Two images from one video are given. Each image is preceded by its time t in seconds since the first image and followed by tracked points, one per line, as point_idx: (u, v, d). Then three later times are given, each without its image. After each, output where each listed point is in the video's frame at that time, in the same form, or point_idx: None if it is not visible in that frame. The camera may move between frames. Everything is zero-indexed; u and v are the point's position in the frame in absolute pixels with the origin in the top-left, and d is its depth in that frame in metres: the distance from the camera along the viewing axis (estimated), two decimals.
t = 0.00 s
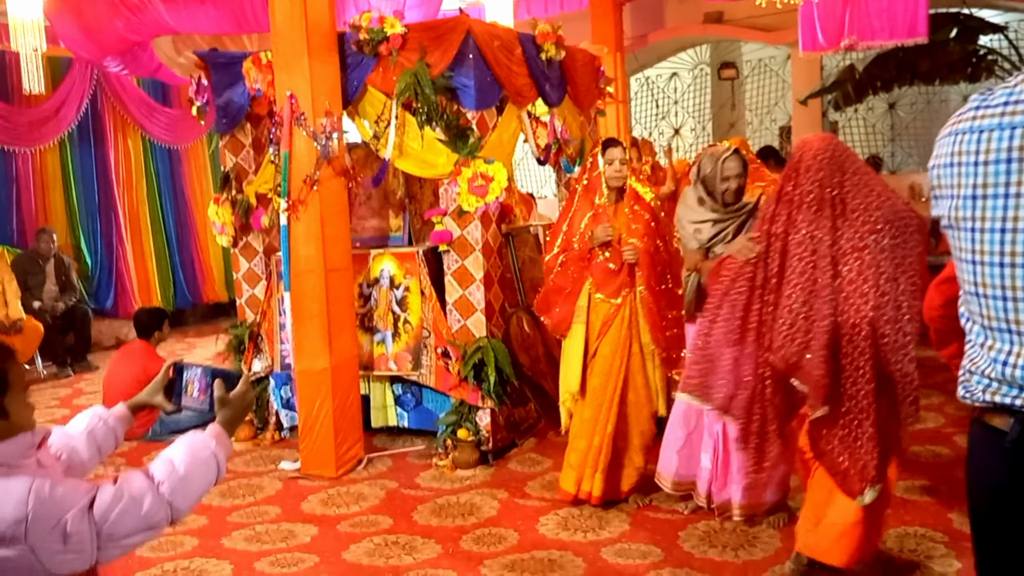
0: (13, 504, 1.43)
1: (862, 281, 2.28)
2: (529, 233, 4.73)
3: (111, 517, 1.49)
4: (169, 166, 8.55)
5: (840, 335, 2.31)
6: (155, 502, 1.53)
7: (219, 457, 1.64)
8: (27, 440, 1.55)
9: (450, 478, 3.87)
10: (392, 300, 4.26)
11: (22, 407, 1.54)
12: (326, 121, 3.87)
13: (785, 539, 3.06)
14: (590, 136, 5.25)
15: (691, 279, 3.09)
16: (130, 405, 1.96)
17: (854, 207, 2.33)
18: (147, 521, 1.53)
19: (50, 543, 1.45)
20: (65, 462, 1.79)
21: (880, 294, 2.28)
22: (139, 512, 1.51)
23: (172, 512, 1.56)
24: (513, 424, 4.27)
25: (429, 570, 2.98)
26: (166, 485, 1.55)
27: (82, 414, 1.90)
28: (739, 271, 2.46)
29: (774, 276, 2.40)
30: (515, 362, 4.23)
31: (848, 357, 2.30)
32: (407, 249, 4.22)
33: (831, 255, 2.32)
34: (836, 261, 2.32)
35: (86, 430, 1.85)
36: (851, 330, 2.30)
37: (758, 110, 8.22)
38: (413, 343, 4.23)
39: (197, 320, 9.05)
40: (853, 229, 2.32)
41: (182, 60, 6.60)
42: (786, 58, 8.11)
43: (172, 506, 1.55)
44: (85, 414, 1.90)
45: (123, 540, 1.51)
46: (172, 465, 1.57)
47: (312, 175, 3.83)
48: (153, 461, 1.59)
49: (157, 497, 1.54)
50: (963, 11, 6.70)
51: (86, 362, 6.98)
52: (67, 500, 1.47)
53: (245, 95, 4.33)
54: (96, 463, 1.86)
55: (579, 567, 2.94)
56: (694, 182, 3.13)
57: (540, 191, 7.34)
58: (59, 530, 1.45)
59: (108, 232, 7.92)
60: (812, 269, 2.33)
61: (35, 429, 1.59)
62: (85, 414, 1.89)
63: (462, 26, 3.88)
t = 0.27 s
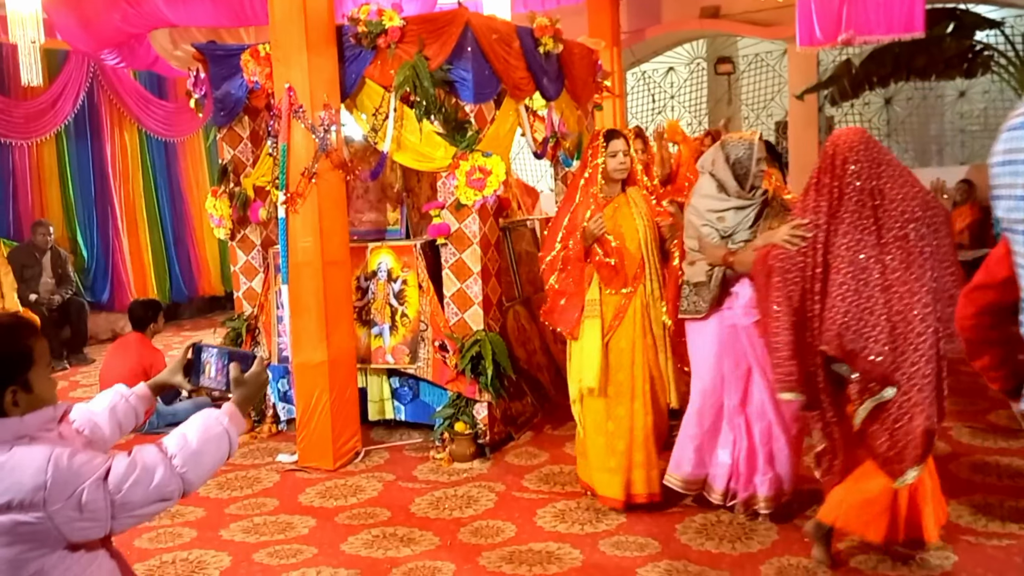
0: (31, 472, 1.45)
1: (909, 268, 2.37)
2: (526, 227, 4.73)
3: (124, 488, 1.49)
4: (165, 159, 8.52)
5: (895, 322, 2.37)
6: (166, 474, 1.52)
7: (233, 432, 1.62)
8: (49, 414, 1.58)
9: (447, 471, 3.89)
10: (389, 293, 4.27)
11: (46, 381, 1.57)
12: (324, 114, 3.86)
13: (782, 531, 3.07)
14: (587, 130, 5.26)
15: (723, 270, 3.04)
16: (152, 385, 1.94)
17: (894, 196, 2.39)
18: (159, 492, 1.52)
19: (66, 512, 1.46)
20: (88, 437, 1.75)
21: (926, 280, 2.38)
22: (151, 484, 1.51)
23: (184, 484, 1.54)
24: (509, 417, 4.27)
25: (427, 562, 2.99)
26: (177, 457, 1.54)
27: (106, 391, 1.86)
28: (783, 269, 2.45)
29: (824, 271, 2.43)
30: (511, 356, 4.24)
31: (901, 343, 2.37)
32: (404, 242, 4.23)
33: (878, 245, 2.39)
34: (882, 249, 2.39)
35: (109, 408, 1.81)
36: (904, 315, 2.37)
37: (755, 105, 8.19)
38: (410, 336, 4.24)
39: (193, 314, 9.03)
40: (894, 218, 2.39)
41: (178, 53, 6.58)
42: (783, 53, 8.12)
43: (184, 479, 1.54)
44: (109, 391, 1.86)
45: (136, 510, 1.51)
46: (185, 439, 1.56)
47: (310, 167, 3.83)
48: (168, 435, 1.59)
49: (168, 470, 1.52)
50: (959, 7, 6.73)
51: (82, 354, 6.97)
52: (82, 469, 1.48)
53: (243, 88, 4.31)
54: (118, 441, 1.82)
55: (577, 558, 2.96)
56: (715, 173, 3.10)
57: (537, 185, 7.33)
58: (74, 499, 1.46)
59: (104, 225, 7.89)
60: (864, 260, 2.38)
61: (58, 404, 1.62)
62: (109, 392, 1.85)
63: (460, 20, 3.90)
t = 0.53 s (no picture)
0: (48, 455, 1.46)
1: (933, 254, 2.59)
2: (520, 227, 4.74)
3: (138, 472, 1.50)
4: (155, 158, 8.48)
5: (928, 305, 2.58)
6: (180, 459, 1.53)
7: (243, 420, 1.64)
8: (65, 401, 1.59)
9: (441, 470, 3.89)
10: (383, 292, 4.26)
11: (62, 369, 1.58)
12: (319, 113, 3.85)
13: (775, 530, 3.09)
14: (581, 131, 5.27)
15: (745, 269, 3.10)
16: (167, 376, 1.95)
17: (914, 187, 2.60)
18: (172, 477, 1.52)
19: (82, 494, 1.47)
20: (103, 426, 1.76)
21: (947, 262, 2.60)
22: (165, 468, 1.51)
23: (196, 470, 1.55)
24: (503, 417, 4.27)
25: (422, 561, 2.99)
26: (190, 443, 1.55)
27: (119, 382, 1.87)
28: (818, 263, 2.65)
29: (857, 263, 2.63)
30: (505, 356, 4.24)
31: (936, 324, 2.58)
32: (399, 241, 4.22)
33: (905, 235, 2.60)
34: (908, 237, 2.60)
35: (124, 397, 1.83)
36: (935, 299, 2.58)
37: (746, 107, 8.16)
38: (404, 335, 4.23)
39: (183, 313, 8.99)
40: (916, 209, 2.60)
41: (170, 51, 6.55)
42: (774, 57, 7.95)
43: (196, 464, 1.55)
44: (125, 381, 1.88)
45: (150, 494, 1.51)
46: (197, 426, 1.57)
47: (305, 166, 3.82)
48: (181, 421, 1.60)
49: (182, 456, 1.54)
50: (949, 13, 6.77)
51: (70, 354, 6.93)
52: (98, 453, 1.49)
53: (236, 87, 4.29)
54: (132, 431, 1.84)
55: (571, 558, 2.96)
56: (721, 174, 3.11)
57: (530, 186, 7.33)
58: (89, 482, 1.47)
59: (93, 223, 7.86)
60: (894, 251, 2.59)
61: (75, 392, 1.63)
62: (124, 382, 1.86)
63: (455, 20, 3.88)
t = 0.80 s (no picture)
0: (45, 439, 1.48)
1: (938, 254, 2.74)
2: (500, 225, 4.75)
3: (132, 456, 1.51)
4: (131, 153, 8.40)
5: (934, 302, 2.73)
6: (173, 443, 1.54)
7: (236, 406, 1.64)
8: (63, 387, 1.61)
9: (420, 467, 3.89)
10: (363, 289, 4.25)
11: (59, 356, 1.60)
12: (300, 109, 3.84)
13: (752, 526, 3.12)
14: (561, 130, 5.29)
15: (756, 264, 3.24)
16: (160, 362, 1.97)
17: (921, 191, 2.74)
18: (165, 461, 1.53)
19: (77, 478, 1.50)
20: (99, 412, 1.81)
21: (950, 261, 2.76)
22: (158, 452, 1.53)
23: (189, 454, 1.56)
24: (482, 414, 4.27)
25: (402, 557, 2.99)
26: (183, 427, 1.56)
27: (116, 368, 1.91)
28: (834, 263, 2.73)
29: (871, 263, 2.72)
30: (485, 353, 4.25)
31: (940, 321, 2.74)
32: (379, 238, 4.21)
33: (915, 235, 2.73)
34: (917, 238, 2.73)
35: (119, 385, 1.86)
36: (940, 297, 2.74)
37: (723, 109, 8.24)
38: (384, 332, 4.23)
39: (157, 309, 8.92)
40: (924, 211, 2.74)
41: (147, 44, 6.50)
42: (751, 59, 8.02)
43: (190, 448, 1.56)
44: (120, 368, 1.91)
45: (144, 477, 1.53)
46: (190, 411, 1.58)
47: (285, 162, 3.80)
48: (174, 406, 1.61)
49: (175, 440, 1.54)
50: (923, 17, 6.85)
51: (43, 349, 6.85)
52: (93, 437, 1.51)
53: (216, 81, 4.26)
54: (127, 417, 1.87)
55: (551, 553, 2.98)
56: (730, 174, 3.19)
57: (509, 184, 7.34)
58: (84, 465, 1.49)
59: (67, 218, 7.77)
60: (906, 251, 2.71)
61: (72, 378, 1.65)
62: (120, 368, 1.90)
63: (437, 17, 3.88)
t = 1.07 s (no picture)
0: (21, 425, 1.51)
1: (940, 251, 2.81)
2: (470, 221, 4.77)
3: (109, 442, 1.55)
4: (96, 146, 8.28)
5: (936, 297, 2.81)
6: (150, 430, 1.59)
7: (210, 395, 1.69)
8: (38, 374, 1.62)
9: (389, 464, 3.88)
10: (332, 285, 4.23)
11: (32, 344, 1.61)
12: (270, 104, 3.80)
13: (719, 522, 3.16)
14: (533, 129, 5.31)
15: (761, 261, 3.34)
16: (133, 355, 2.00)
17: (927, 190, 2.81)
18: (142, 449, 1.58)
19: (53, 463, 1.53)
20: (72, 402, 1.84)
21: (950, 257, 2.83)
22: (135, 439, 1.57)
23: (165, 442, 1.61)
24: (450, 411, 4.27)
25: (372, 553, 2.99)
26: (159, 415, 1.61)
27: (89, 360, 1.95)
28: (838, 259, 2.82)
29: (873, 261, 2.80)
30: (456, 351, 4.25)
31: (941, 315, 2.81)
32: (349, 234, 4.20)
33: (917, 233, 2.80)
34: (919, 235, 2.80)
35: (92, 377, 1.90)
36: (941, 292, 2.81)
37: (691, 111, 8.30)
38: (354, 329, 4.21)
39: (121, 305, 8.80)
40: (929, 209, 2.81)
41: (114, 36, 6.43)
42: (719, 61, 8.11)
43: (165, 436, 1.61)
44: (92, 360, 1.95)
45: (120, 465, 1.57)
46: (165, 400, 1.63)
47: (254, 157, 3.77)
48: (150, 396, 1.65)
49: (151, 427, 1.59)
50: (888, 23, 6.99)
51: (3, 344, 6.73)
52: (68, 425, 1.54)
53: (185, 74, 4.22)
54: (101, 408, 1.91)
55: (520, 549, 2.99)
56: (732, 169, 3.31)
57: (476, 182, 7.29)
58: (60, 451, 1.53)
59: (30, 212, 7.70)
60: (907, 247, 2.79)
61: (47, 367, 1.67)
62: (93, 360, 1.94)
63: (410, 13, 3.88)
